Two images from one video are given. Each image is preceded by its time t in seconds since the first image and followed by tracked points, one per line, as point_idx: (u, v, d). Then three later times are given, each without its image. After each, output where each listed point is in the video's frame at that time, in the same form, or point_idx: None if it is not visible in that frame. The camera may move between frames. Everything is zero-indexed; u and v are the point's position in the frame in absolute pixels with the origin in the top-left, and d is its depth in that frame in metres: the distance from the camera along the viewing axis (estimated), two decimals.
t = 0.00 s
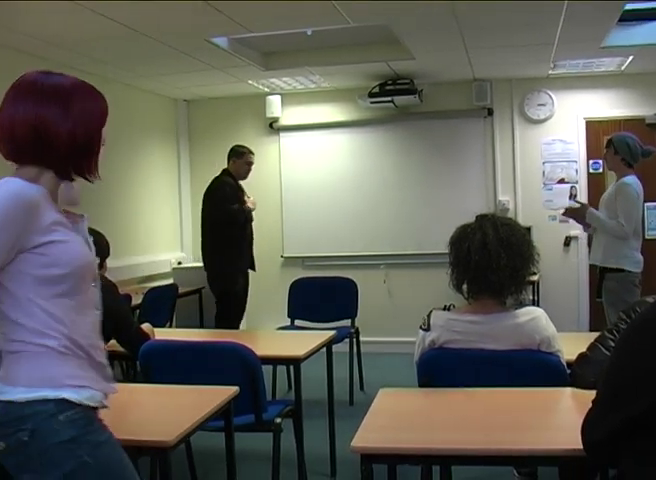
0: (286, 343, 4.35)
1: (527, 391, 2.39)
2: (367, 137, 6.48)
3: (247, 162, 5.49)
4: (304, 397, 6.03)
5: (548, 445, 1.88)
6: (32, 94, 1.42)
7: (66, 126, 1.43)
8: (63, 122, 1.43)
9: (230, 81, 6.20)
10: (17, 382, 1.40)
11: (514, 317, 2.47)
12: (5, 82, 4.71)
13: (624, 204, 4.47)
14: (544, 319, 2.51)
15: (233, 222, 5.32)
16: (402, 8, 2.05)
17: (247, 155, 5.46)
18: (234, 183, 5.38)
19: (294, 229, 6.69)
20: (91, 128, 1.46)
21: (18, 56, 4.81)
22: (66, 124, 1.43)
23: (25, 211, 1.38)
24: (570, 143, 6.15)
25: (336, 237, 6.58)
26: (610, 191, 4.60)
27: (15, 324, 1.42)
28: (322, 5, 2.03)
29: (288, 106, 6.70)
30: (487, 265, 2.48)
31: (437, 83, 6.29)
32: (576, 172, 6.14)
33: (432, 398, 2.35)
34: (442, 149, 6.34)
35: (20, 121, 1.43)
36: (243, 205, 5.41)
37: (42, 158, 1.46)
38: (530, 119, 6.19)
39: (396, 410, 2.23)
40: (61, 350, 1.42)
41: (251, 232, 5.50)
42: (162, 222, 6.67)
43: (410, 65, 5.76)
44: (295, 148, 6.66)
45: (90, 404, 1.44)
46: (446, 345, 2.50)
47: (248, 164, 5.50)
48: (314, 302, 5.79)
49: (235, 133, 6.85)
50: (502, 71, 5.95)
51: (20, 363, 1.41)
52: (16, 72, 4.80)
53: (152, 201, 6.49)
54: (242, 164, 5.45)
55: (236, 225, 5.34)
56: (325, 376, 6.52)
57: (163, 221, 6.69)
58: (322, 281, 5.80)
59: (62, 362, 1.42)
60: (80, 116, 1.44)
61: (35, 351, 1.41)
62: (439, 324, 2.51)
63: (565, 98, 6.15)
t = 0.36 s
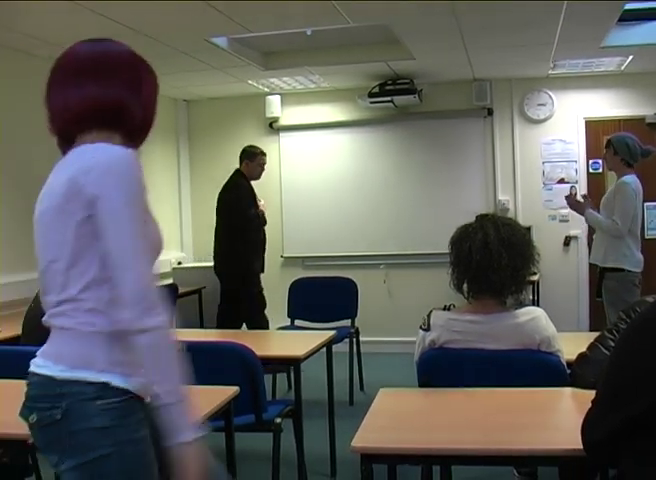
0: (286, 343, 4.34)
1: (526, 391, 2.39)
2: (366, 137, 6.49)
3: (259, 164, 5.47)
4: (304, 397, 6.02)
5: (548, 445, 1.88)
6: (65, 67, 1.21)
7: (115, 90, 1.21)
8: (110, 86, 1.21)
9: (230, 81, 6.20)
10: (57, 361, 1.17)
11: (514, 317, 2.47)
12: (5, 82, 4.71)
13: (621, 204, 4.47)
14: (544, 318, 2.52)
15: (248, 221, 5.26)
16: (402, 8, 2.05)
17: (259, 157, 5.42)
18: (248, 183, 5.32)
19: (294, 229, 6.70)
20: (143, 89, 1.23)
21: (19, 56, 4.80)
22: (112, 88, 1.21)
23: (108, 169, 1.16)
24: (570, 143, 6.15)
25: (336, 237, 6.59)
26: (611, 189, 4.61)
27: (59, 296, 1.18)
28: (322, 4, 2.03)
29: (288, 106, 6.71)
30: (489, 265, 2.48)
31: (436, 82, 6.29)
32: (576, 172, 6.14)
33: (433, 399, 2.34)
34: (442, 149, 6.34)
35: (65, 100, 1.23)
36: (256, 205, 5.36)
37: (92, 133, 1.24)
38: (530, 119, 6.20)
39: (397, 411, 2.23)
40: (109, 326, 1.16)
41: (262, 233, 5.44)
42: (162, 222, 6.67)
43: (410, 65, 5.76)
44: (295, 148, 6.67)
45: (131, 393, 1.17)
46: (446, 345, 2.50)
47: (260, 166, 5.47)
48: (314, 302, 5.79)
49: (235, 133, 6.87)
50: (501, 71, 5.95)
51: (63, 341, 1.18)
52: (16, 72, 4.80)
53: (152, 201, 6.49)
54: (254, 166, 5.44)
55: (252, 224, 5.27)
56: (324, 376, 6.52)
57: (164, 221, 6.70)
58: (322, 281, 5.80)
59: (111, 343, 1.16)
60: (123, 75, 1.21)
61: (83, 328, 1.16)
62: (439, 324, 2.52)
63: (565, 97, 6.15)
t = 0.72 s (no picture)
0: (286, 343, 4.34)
1: (526, 390, 2.39)
2: (366, 137, 6.50)
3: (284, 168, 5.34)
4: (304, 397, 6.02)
5: (547, 445, 1.88)
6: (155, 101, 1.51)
7: (198, 118, 1.51)
8: (192, 116, 1.50)
9: (230, 81, 6.20)
10: (196, 351, 1.42)
11: (515, 316, 2.47)
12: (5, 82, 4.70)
13: (621, 204, 4.47)
14: (545, 318, 2.52)
15: (271, 222, 5.15)
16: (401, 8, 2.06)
17: (284, 161, 5.29)
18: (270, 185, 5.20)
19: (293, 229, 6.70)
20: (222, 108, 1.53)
21: (19, 56, 4.81)
22: (198, 116, 1.51)
23: (234, 184, 1.44)
24: (570, 143, 6.15)
25: (336, 236, 6.59)
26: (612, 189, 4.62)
27: (195, 291, 1.44)
28: (322, 4, 2.03)
29: (288, 105, 6.72)
30: (517, 272, 2.46)
31: (436, 82, 6.29)
32: (576, 171, 6.14)
33: (433, 398, 2.34)
34: (442, 148, 6.35)
35: (155, 129, 1.51)
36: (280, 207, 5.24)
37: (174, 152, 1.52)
38: (530, 119, 6.19)
39: (397, 411, 2.23)
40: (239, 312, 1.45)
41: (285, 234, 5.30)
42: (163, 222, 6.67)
43: (410, 65, 5.76)
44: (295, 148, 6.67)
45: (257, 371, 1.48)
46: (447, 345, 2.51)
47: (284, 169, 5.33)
48: (314, 302, 5.78)
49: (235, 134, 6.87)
50: (501, 70, 5.94)
51: (197, 329, 1.43)
52: (17, 72, 4.80)
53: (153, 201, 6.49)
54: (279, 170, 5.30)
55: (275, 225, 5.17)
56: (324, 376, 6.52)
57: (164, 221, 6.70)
58: (323, 281, 5.79)
59: (241, 329, 1.46)
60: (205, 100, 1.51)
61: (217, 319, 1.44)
62: (439, 324, 2.52)
63: (565, 97, 6.15)
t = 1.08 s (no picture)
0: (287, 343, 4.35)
1: (527, 391, 2.39)
2: (367, 138, 6.51)
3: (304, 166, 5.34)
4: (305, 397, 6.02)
5: (548, 445, 1.88)
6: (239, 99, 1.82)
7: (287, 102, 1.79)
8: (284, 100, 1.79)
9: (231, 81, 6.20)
10: (290, 307, 1.70)
11: (516, 316, 2.48)
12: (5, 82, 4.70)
13: (623, 205, 4.47)
14: (545, 317, 2.52)
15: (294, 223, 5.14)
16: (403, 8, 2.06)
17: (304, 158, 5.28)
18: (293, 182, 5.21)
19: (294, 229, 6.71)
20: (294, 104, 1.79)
21: (19, 56, 4.80)
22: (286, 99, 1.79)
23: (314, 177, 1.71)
24: (570, 143, 6.15)
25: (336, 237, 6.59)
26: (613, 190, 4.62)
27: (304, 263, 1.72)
28: (324, 5, 2.04)
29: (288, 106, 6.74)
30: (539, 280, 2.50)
31: (436, 83, 6.29)
32: (577, 172, 6.14)
33: (434, 399, 2.34)
34: (442, 148, 6.35)
35: (248, 117, 1.81)
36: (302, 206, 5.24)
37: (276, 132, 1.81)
38: (531, 119, 6.20)
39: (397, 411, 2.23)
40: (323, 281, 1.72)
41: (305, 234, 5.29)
42: (163, 222, 6.67)
43: (410, 65, 5.76)
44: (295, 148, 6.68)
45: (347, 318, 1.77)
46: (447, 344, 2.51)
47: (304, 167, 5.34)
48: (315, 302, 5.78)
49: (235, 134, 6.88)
50: (501, 71, 5.94)
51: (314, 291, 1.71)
52: (17, 72, 4.80)
53: (153, 201, 6.50)
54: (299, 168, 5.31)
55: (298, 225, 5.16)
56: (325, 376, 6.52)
57: (165, 221, 6.71)
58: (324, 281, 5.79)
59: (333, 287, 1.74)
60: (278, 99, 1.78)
61: (303, 282, 1.72)
62: (441, 322, 2.52)
63: (565, 97, 6.15)
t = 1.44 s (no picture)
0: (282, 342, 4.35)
1: (526, 391, 2.39)
2: (366, 139, 6.51)
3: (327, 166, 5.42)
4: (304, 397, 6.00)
5: (548, 445, 1.88)
6: (296, 126, 2.55)
7: (332, 128, 2.54)
8: (327, 127, 2.53)
9: (230, 82, 6.21)
10: (354, 295, 2.43)
11: (514, 316, 2.48)
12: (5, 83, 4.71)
13: (621, 205, 4.47)
14: (543, 317, 2.52)
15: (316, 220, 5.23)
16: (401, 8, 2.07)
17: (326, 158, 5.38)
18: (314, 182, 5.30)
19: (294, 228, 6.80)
20: (338, 126, 2.54)
21: (18, 56, 4.81)
22: (329, 125, 2.53)
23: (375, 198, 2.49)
24: (569, 143, 6.16)
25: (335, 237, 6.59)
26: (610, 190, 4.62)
27: (356, 258, 2.49)
28: (323, 5, 2.04)
29: (287, 106, 6.76)
30: (530, 284, 2.52)
31: (435, 83, 6.29)
32: (575, 172, 6.14)
33: (433, 399, 2.34)
34: (441, 149, 6.36)
35: (303, 139, 2.54)
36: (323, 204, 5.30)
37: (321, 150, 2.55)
38: (530, 119, 6.20)
39: (396, 411, 2.23)
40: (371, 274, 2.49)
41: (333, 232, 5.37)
42: (161, 222, 6.67)
43: (409, 65, 5.76)
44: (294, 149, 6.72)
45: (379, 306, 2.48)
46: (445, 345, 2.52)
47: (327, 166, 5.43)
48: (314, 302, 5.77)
49: (233, 135, 6.92)
50: (499, 71, 5.94)
51: (360, 280, 2.46)
52: (17, 73, 4.80)
53: (151, 201, 6.50)
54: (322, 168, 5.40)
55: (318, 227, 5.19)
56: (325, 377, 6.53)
57: (163, 221, 6.71)
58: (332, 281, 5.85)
59: (369, 278, 2.50)
60: (326, 124, 2.53)
61: (359, 275, 2.47)
62: (438, 323, 2.53)
63: (564, 97, 6.16)
